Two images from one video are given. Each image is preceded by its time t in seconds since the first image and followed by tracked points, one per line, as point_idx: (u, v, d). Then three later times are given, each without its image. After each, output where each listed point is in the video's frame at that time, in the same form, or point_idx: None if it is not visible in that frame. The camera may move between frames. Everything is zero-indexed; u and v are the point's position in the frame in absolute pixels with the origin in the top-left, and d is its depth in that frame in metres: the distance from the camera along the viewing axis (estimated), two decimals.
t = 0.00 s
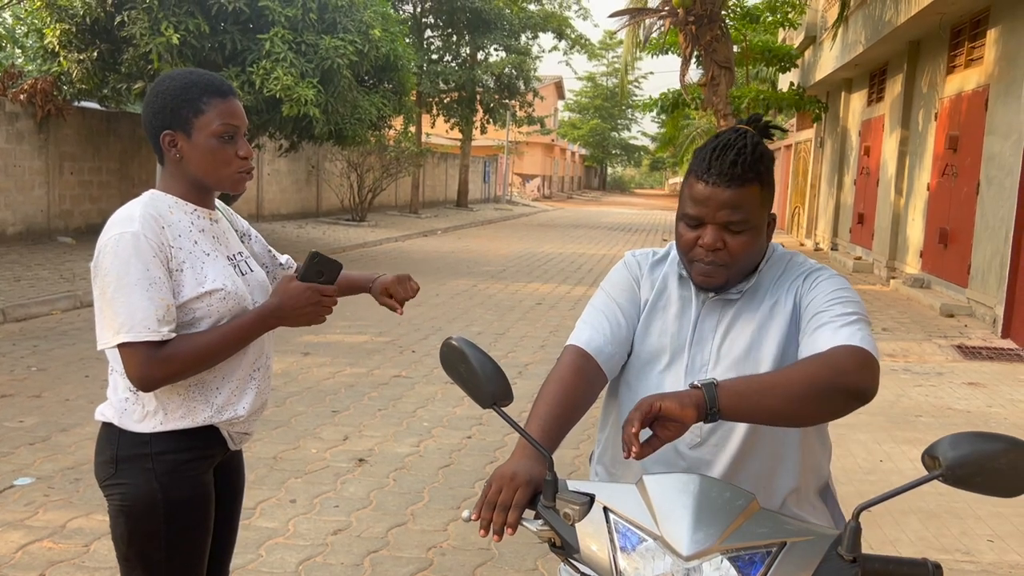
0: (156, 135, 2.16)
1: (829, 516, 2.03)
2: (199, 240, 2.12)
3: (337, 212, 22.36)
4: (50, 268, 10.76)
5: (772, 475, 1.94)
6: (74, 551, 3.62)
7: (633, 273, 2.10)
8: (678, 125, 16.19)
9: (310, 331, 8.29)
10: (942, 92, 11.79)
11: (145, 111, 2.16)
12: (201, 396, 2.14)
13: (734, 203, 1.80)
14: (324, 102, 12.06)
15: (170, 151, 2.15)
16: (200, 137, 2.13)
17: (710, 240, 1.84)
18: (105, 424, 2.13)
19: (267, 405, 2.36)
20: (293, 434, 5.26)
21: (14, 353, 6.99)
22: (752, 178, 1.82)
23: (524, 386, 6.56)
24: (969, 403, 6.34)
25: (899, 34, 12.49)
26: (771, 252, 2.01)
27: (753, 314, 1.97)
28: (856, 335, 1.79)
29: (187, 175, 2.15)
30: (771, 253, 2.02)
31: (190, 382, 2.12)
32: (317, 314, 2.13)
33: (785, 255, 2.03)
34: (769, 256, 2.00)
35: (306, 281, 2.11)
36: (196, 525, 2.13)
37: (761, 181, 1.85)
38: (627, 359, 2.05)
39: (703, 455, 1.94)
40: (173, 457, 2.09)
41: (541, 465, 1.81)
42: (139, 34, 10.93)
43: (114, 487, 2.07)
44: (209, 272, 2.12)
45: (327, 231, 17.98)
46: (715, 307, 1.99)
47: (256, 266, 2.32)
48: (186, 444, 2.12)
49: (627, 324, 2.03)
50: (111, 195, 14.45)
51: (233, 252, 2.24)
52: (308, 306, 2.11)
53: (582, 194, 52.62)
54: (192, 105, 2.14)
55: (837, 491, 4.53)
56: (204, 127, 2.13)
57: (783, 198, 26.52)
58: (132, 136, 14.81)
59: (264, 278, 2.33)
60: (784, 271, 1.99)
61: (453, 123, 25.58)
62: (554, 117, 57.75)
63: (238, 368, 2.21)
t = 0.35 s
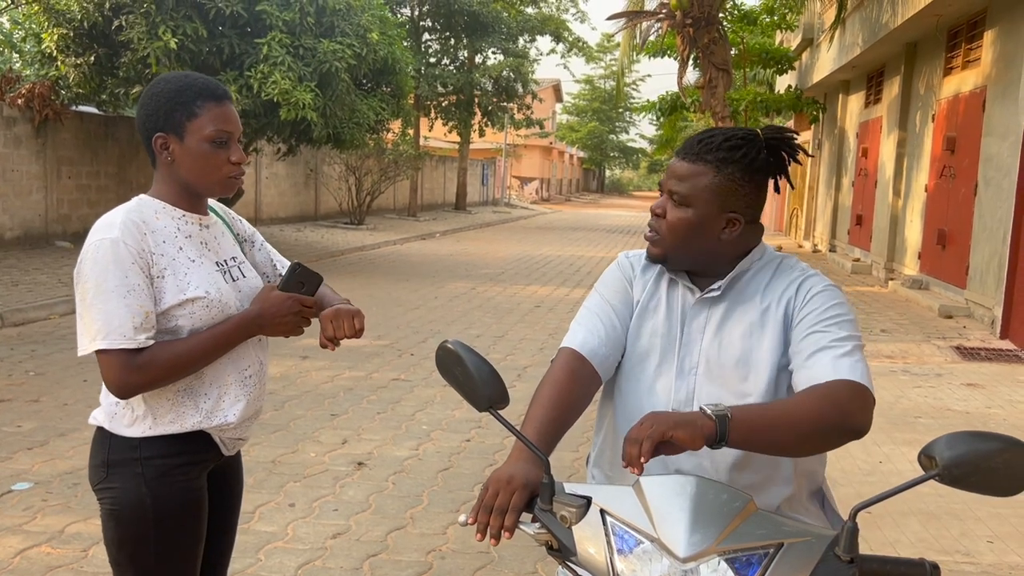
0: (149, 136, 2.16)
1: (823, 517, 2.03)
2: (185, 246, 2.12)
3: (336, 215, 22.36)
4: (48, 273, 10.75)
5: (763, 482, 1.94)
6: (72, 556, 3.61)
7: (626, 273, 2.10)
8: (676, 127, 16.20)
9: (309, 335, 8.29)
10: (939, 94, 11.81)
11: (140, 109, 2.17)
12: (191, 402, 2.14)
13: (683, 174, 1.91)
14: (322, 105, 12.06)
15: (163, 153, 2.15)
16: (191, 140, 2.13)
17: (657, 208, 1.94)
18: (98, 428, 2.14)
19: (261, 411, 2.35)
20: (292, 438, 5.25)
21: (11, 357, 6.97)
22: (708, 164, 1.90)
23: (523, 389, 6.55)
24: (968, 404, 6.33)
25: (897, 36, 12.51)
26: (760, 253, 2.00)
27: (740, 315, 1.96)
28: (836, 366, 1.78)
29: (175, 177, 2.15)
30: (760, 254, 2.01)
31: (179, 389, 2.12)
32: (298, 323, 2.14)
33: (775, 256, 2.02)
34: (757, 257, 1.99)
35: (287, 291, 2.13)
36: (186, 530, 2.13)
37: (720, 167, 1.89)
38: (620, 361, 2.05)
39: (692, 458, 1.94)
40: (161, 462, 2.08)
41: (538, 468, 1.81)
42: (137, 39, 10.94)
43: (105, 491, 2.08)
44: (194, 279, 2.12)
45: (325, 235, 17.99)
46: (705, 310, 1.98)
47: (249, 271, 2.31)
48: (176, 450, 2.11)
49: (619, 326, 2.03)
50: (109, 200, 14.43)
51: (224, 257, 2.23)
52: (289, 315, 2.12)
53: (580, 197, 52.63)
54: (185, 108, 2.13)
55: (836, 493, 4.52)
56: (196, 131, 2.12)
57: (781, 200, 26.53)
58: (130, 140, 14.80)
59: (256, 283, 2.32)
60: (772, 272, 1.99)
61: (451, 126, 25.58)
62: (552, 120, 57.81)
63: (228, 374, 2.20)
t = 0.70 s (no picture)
0: (144, 140, 2.15)
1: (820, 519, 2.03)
2: (171, 252, 2.13)
3: (334, 219, 22.36)
4: (47, 278, 10.75)
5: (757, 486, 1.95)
6: (71, 562, 3.61)
7: (617, 275, 2.12)
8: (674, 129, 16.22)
9: (308, 339, 8.29)
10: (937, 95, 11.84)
11: (138, 112, 2.17)
12: (182, 408, 2.14)
13: (664, 178, 1.94)
14: (320, 109, 12.07)
15: (157, 157, 2.15)
16: (189, 147, 2.13)
17: (640, 212, 1.97)
18: (92, 433, 2.14)
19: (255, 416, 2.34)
20: (291, 443, 5.25)
21: (10, 363, 6.97)
22: (687, 166, 1.92)
23: (521, 392, 6.55)
24: (968, 405, 6.34)
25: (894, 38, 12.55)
26: (746, 254, 2.00)
27: (727, 316, 1.95)
28: (846, 414, 1.84)
29: (169, 183, 2.15)
30: (748, 256, 2.01)
31: (170, 397, 2.13)
32: (287, 330, 2.13)
33: (763, 258, 2.02)
34: (743, 258, 1.99)
35: (278, 297, 2.12)
36: (177, 535, 2.12)
37: (699, 169, 1.91)
38: (613, 363, 2.06)
39: (682, 460, 1.95)
40: (151, 467, 2.09)
41: (535, 471, 1.81)
42: (135, 43, 10.96)
43: (97, 495, 2.08)
44: (179, 286, 2.12)
45: (324, 239, 17.99)
46: (693, 312, 1.98)
47: (240, 274, 2.32)
48: (167, 455, 2.11)
49: (611, 328, 2.04)
50: (108, 204, 14.43)
51: (213, 262, 2.23)
52: (278, 322, 2.11)
53: (578, 200, 52.64)
54: (187, 115, 2.13)
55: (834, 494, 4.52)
56: (195, 139, 2.13)
57: (779, 201, 26.54)
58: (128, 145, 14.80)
59: (249, 285, 2.32)
60: (759, 274, 1.99)
61: (449, 130, 25.60)
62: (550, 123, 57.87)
63: (219, 379, 2.20)
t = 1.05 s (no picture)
0: (144, 144, 2.15)
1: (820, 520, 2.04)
2: (170, 256, 2.13)
3: (333, 223, 22.37)
4: (47, 283, 10.74)
5: (757, 490, 1.95)
6: (72, 567, 3.61)
7: (617, 278, 2.12)
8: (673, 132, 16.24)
9: (307, 342, 8.29)
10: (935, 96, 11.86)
11: (137, 116, 2.17)
12: (182, 412, 2.15)
13: (661, 182, 1.95)
14: (319, 113, 12.08)
15: (157, 161, 2.15)
16: (191, 153, 2.14)
17: (638, 216, 1.98)
18: (89, 439, 2.14)
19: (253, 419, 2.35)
20: (291, 446, 5.25)
21: (10, 368, 6.97)
22: (683, 170, 1.92)
23: (521, 395, 6.56)
24: (968, 406, 6.34)
25: (892, 39, 12.56)
26: (746, 258, 2.01)
27: (727, 321, 1.95)
28: (861, 428, 1.87)
29: (169, 187, 2.16)
30: (748, 260, 2.01)
31: (170, 400, 2.13)
32: (288, 331, 2.14)
33: (763, 262, 2.03)
34: (744, 263, 2.00)
35: (277, 299, 2.12)
36: (178, 539, 2.13)
37: (696, 173, 1.92)
38: (614, 366, 2.06)
39: (682, 464, 1.95)
40: (152, 472, 2.09)
41: (535, 473, 1.81)
42: (134, 48, 10.97)
43: (97, 501, 2.08)
44: (180, 289, 2.13)
45: (323, 242, 18.00)
46: (693, 317, 1.98)
47: (237, 278, 2.33)
48: (166, 460, 2.12)
49: (612, 331, 2.05)
50: (107, 209, 14.44)
51: (211, 266, 2.24)
52: (278, 324, 2.12)
53: (577, 203, 52.64)
54: (188, 121, 2.14)
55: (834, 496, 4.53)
56: (197, 144, 2.14)
57: (778, 203, 26.56)
58: (127, 150, 14.80)
59: (245, 289, 2.34)
60: (760, 277, 1.99)
61: (448, 133, 25.62)
62: (549, 126, 57.91)
63: (217, 382, 2.21)
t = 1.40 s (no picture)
0: (147, 145, 2.15)
1: (821, 520, 2.05)
2: (169, 258, 2.14)
3: (333, 226, 22.38)
4: (46, 288, 10.74)
5: (758, 491, 1.95)
6: (73, 570, 3.61)
7: (619, 278, 2.13)
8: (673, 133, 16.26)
9: (307, 345, 8.29)
10: (933, 97, 11.86)
11: (138, 117, 2.16)
12: (182, 413, 2.15)
13: (660, 182, 1.95)
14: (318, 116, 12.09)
15: (161, 164, 2.15)
16: (194, 156, 2.14)
17: (638, 218, 1.98)
18: (88, 443, 2.14)
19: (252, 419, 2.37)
20: (292, 449, 5.25)
21: (10, 372, 6.97)
22: (682, 170, 1.93)
23: (522, 396, 6.56)
24: (968, 406, 6.34)
25: (890, 40, 12.57)
26: (748, 258, 2.01)
27: (727, 322, 1.96)
28: (863, 426, 1.87)
29: (171, 190, 2.16)
30: (751, 260, 2.02)
31: (170, 402, 2.14)
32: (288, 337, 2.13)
33: (765, 262, 2.03)
34: (745, 262, 2.00)
35: (281, 307, 2.10)
36: (179, 541, 2.13)
37: (695, 173, 1.92)
38: (615, 366, 2.07)
39: (683, 464, 1.95)
40: (153, 475, 2.09)
41: (535, 472, 1.82)
42: (134, 52, 10.98)
43: (97, 506, 2.08)
44: (180, 292, 2.14)
45: (323, 245, 18.00)
46: (694, 317, 1.99)
47: (234, 280, 2.34)
48: (166, 462, 2.12)
49: (613, 330, 2.06)
50: (107, 213, 14.45)
51: (209, 268, 2.25)
52: (279, 332, 2.11)
53: (577, 205, 52.65)
54: (192, 124, 2.15)
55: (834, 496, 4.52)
56: (200, 147, 2.15)
57: (777, 204, 26.57)
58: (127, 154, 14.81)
59: (243, 290, 2.35)
60: (762, 277, 1.99)
61: (448, 136, 25.63)
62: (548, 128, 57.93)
63: (217, 383, 2.22)
